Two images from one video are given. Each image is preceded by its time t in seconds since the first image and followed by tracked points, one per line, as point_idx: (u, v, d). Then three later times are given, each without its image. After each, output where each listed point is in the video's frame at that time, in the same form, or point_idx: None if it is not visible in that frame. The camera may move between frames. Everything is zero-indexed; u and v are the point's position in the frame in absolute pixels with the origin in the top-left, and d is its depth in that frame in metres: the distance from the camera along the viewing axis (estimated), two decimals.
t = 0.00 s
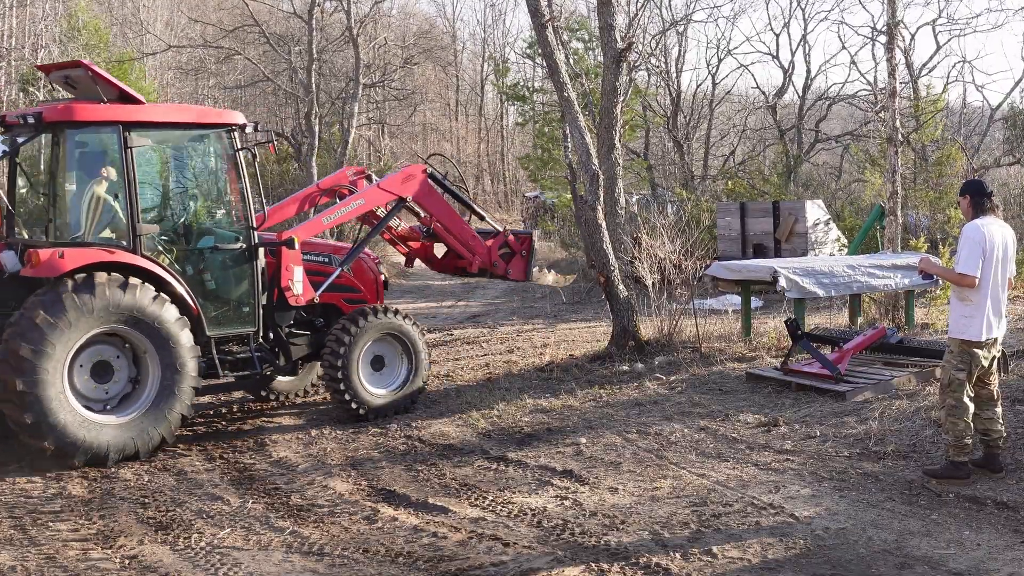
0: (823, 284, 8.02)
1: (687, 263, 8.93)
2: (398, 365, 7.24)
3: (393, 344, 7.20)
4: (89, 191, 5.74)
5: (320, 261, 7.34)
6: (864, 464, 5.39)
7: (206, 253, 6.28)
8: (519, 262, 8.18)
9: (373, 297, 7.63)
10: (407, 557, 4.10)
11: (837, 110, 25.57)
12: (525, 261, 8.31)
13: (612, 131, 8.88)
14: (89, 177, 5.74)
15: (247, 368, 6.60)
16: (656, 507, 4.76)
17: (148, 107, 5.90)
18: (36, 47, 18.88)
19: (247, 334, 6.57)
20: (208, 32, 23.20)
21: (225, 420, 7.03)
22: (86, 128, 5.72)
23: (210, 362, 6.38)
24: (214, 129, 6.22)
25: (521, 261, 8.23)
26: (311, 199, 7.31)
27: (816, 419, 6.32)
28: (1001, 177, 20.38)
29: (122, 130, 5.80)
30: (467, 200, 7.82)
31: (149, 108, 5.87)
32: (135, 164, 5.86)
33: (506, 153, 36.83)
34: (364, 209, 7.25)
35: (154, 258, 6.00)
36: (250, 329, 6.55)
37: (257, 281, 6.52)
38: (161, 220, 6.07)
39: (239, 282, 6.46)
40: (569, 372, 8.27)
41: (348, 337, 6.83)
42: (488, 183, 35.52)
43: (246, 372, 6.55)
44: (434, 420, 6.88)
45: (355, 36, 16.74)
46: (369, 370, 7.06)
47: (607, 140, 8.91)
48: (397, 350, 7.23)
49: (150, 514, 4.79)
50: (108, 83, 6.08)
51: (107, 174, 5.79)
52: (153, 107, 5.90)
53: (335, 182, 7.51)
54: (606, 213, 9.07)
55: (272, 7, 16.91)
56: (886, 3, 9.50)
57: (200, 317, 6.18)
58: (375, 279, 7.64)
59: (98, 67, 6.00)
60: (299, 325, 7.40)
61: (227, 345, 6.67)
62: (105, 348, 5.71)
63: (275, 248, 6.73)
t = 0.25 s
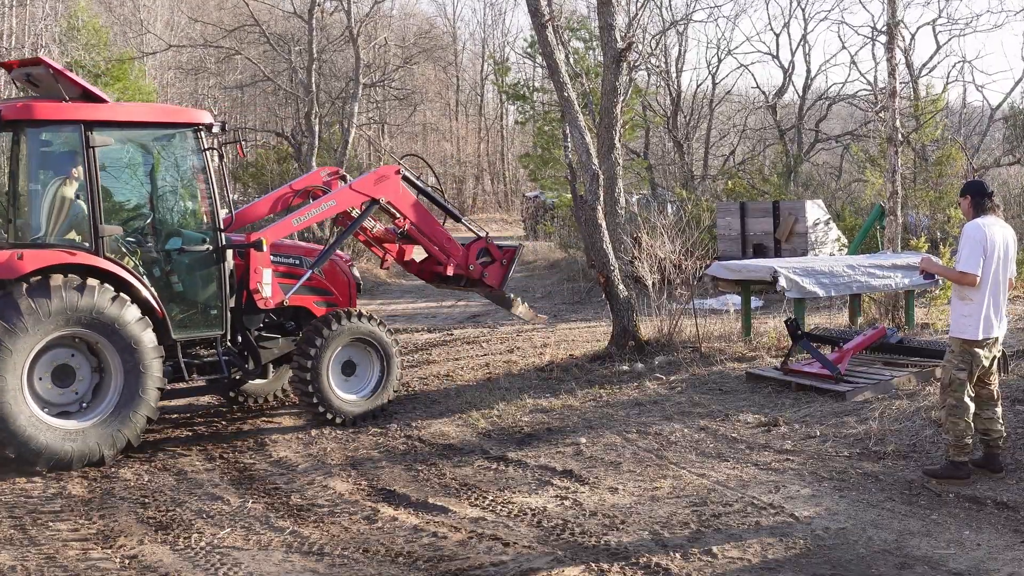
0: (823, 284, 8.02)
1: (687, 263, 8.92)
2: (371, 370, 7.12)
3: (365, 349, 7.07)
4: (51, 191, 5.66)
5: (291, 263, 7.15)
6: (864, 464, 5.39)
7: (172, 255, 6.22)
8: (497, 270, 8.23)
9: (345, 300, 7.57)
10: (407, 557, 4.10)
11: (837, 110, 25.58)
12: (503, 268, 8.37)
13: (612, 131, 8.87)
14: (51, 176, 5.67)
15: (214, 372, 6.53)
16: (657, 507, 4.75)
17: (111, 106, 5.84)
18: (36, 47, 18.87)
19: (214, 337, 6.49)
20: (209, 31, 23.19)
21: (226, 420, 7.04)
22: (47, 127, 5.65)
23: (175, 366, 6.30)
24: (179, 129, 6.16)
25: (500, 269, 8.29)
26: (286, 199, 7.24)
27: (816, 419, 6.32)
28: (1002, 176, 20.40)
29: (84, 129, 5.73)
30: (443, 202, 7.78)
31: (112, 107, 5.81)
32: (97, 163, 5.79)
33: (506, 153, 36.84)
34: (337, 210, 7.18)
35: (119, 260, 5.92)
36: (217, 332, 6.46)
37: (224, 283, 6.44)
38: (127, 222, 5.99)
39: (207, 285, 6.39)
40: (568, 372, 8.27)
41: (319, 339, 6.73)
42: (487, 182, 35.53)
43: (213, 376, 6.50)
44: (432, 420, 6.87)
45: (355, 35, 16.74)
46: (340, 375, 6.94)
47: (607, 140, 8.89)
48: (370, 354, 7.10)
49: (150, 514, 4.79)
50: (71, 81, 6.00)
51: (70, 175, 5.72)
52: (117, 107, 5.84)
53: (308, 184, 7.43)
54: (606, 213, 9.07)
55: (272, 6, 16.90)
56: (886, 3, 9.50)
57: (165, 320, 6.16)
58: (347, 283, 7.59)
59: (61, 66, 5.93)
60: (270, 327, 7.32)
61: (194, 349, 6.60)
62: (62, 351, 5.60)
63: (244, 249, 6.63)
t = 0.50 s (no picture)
0: (823, 284, 8.01)
1: (687, 263, 8.92)
2: (371, 370, 7.12)
3: (365, 349, 7.08)
4: (52, 191, 5.67)
5: (292, 263, 7.14)
6: (864, 464, 5.39)
7: (173, 256, 6.21)
8: (498, 275, 8.20)
9: (346, 301, 7.56)
10: (407, 557, 4.10)
11: (837, 110, 25.59)
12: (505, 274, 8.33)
13: (612, 131, 8.86)
14: (51, 176, 5.67)
15: (215, 372, 6.52)
16: (656, 507, 4.75)
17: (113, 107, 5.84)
18: (36, 47, 18.86)
19: (215, 337, 6.48)
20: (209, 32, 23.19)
21: (225, 420, 7.05)
22: (48, 127, 5.65)
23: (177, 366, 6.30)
24: (181, 130, 6.16)
25: (502, 275, 8.28)
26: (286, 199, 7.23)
27: (816, 419, 6.32)
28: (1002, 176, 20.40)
29: (85, 130, 5.73)
30: (444, 203, 7.77)
31: (114, 108, 5.80)
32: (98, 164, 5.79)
33: (506, 153, 36.85)
34: (338, 211, 7.17)
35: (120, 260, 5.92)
36: (218, 332, 6.45)
37: (224, 283, 6.43)
38: (128, 222, 5.99)
39: (209, 285, 6.38)
40: (568, 372, 8.27)
41: (321, 338, 6.73)
42: (487, 183, 35.56)
43: (213, 376, 6.50)
44: (432, 420, 6.87)
45: (355, 36, 16.74)
46: (341, 375, 6.94)
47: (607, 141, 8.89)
48: (370, 354, 7.10)
49: (150, 514, 4.79)
50: (71, 81, 5.98)
51: (70, 175, 5.72)
52: (117, 107, 5.83)
53: (309, 184, 7.44)
54: (606, 213, 9.07)
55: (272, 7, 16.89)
56: (886, 3, 9.49)
57: (166, 320, 6.17)
58: (348, 284, 7.57)
59: (62, 66, 5.91)
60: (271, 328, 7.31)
61: (196, 349, 6.60)
62: (63, 351, 5.60)
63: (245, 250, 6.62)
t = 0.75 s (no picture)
0: (822, 284, 8.01)
1: (687, 263, 8.91)
2: (376, 370, 7.13)
3: (370, 348, 7.08)
4: (57, 191, 5.66)
5: (297, 263, 7.17)
6: (864, 464, 5.39)
7: (178, 255, 6.20)
8: (501, 279, 8.07)
9: (351, 300, 7.51)
10: (407, 557, 4.10)
11: (837, 110, 25.60)
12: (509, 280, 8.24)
13: (612, 131, 8.86)
14: (57, 176, 5.67)
15: (220, 371, 6.52)
16: (656, 507, 4.75)
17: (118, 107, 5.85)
18: (36, 47, 18.85)
19: (220, 337, 6.48)
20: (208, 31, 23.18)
21: (224, 420, 7.04)
22: (54, 128, 5.65)
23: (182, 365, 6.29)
24: (185, 130, 6.18)
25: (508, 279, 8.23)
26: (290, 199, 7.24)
27: (816, 419, 6.32)
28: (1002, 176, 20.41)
29: (91, 130, 5.74)
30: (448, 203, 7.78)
31: (119, 107, 5.82)
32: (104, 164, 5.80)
33: (506, 153, 36.86)
34: (342, 210, 7.18)
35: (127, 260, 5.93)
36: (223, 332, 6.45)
37: (229, 283, 6.43)
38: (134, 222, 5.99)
39: (214, 285, 6.38)
40: (568, 372, 8.26)
41: (326, 335, 6.74)
42: (487, 183, 35.56)
43: (218, 376, 6.49)
44: (432, 420, 6.87)
45: (355, 36, 16.74)
46: (346, 374, 6.95)
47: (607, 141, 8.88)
48: (375, 354, 7.11)
49: (150, 514, 4.79)
50: (76, 82, 5.98)
51: (75, 175, 5.73)
52: (122, 107, 5.84)
53: (313, 184, 7.44)
54: (606, 213, 9.07)
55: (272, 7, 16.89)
56: (886, 3, 9.48)
57: (171, 320, 6.11)
58: (353, 283, 7.52)
59: (68, 66, 5.92)
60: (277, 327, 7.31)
61: (201, 349, 6.60)
62: (70, 351, 5.61)
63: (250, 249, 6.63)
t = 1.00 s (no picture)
0: (823, 284, 8.02)
1: (687, 263, 8.92)
2: (401, 364, 7.24)
3: (396, 343, 7.19)
4: (92, 191, 5.75)
5: (323, 260, 7.27)
6: (864, 464, 5.39)
7: (208, 253, 6.27)
8: (522, 284, 8.06)
9: (376, 297, 7.58)
10: (407, 557, 4.10)
11: (837, 110, 25.60)
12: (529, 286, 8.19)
13: (612, 131, 8.86)
14: (91, 177, 5.74)
15: (250, 367, 6.59)
16: (656, 507, 4.76)
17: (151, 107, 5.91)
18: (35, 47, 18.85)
19: (250, 333, 6.55)
20: (208, 32, 23.17)
21: (226, 420, 7.03)
22: (89, 128, 5.72)
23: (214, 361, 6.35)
24: (216, 129, 6.23)
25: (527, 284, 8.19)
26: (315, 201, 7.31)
27: (816, 419, 6.32)
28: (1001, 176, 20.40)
29: (125, 130, 5.80)
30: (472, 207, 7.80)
31: (152, 108, 5.87)
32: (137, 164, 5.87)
33: (505, 153, 36.85)
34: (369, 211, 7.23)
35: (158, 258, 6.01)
36: (254, 329, 6.52)
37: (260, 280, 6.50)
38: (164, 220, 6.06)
39: (243, 282, 6.45)
40: (568, 372, 8.27)
41: (354, 332, 6.85)
42: (487, 183, 35.54)
43: (249, 371, 6.56)
44: (433, 420, 6.88)
45: (355, 36, 16.74)
46: (373, 368, 7.07)
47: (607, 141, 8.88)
48: (400, 349, 7.23)
49: (150, 514, 4.78)
50: (109, 83, 6.08)
51: (109, 175, 5.80)
52: (155, 107, 5.90)
53: (339, 186, 7.48)
54: (606, 213, 9.07)
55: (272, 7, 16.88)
56: (886, 3, 9.48)
57: (204, 316, 6.20)
58: (377, 280, 7.59)
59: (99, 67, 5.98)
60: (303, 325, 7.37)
61: (230, 345, 6.66)
62: (106, 347, 5.69)
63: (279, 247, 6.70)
